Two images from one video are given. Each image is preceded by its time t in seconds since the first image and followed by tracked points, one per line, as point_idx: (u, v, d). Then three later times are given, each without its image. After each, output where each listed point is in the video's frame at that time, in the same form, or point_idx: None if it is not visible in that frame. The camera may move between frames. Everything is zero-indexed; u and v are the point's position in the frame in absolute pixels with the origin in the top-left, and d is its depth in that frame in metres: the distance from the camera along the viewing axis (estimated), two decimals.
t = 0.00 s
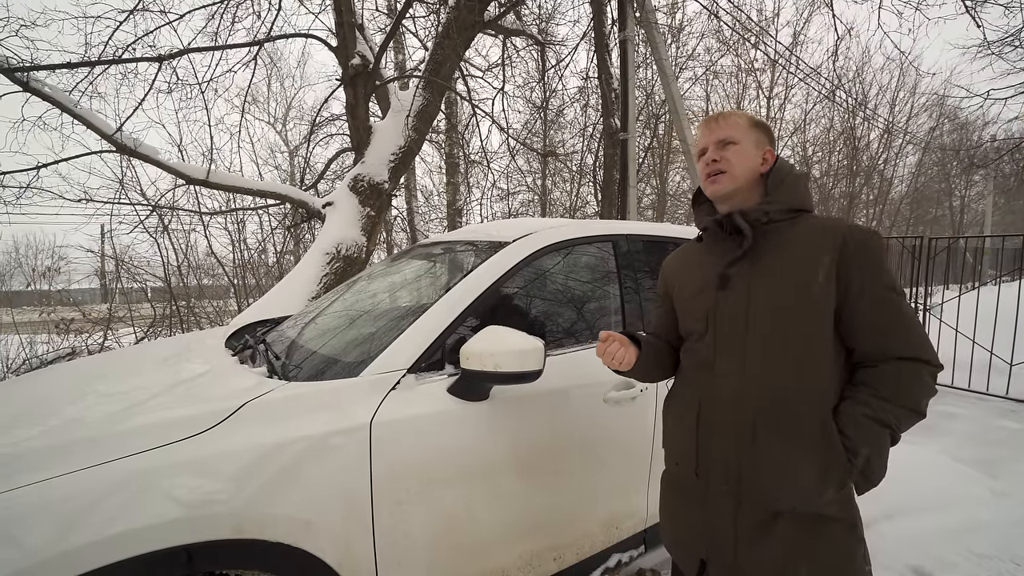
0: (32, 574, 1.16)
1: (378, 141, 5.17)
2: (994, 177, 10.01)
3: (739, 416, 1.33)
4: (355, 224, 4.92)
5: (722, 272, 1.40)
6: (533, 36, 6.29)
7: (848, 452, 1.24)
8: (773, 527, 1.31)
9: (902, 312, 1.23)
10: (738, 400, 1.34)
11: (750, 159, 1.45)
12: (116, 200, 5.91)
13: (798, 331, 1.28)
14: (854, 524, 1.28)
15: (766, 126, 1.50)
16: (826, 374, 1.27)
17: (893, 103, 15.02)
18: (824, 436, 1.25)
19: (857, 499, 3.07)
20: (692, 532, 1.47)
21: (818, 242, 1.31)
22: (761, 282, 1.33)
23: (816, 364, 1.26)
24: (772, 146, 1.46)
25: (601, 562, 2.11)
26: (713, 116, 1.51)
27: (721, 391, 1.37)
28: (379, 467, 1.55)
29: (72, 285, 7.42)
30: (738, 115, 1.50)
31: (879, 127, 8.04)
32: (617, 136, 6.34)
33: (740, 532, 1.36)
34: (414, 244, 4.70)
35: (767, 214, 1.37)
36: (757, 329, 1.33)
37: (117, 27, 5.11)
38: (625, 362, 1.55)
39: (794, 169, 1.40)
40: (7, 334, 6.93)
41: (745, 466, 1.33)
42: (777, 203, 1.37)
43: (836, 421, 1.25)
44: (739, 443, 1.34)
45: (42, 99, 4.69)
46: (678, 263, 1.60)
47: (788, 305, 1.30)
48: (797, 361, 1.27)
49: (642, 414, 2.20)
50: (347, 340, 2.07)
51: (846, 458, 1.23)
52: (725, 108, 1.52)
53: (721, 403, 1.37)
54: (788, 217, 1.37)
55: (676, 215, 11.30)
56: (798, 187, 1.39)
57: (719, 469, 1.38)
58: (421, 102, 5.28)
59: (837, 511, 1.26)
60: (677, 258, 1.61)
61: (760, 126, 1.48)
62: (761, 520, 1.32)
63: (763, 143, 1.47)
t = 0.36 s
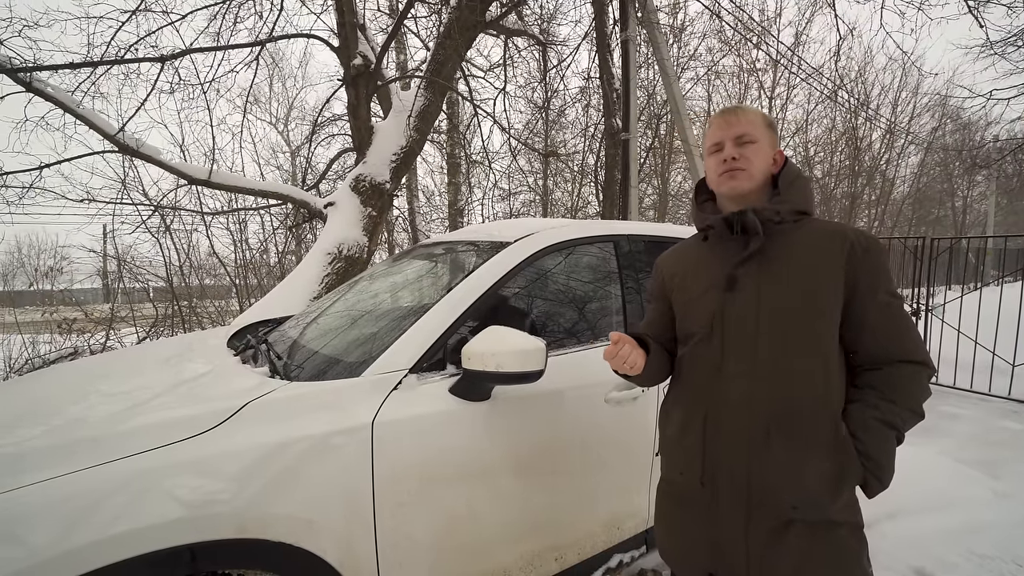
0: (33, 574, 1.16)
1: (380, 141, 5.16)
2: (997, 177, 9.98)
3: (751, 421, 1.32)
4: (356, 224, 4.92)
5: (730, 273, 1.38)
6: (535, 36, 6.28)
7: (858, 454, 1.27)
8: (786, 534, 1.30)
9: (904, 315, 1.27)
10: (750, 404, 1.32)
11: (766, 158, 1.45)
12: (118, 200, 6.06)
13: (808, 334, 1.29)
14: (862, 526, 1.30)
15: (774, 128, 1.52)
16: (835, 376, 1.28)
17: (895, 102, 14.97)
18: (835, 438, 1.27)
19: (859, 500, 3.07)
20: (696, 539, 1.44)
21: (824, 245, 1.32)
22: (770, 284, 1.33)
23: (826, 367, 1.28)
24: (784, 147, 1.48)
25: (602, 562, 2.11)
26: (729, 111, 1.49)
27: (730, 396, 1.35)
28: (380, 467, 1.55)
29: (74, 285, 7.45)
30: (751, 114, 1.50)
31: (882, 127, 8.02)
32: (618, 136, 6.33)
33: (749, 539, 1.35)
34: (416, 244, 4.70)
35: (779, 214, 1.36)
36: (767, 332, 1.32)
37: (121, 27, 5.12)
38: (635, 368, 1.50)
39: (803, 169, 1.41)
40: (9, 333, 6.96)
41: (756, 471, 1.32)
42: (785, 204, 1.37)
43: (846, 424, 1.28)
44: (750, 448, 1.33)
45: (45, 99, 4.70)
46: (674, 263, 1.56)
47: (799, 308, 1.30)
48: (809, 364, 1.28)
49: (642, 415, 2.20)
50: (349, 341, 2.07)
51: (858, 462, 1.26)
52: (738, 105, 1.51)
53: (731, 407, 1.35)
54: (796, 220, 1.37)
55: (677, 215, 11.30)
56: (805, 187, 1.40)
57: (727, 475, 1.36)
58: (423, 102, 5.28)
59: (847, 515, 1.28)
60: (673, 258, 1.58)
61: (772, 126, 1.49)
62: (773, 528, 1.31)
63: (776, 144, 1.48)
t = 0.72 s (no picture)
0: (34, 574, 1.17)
1: (380, 141, 5.17)
2: (998, 177, 9.98)
3: (759, 421, 1.33)
4: (357, 225, 4.93)
5: (732, 274, 1.38)
6: (535, 36, 6.28)
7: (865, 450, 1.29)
8: (798, 533, 1.31)
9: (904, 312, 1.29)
10: (758, 405, 1.32)
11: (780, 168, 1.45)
12: (120, 200, 6.06)
13: (814, 334, 1.30)
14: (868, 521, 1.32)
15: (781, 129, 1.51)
16: (840, 374, 1.29)
17: (896, 103, 14.97)
18: (844, 436, 1.28)
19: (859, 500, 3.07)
20: (704, 541, 1.44)
21: (826, 244, 1.33)
22: (775, 285, 1.33)
23: (831, 365, 1.29)
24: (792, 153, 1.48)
25: (603, 561, 2.12)
26: (749, 114, 1.43)
27: (737, 396, 1.35)
28: (383, 466, 1.56)
29: (75, 285, 7.46)
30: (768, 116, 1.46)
31: (882, 128, 8.03)
32: (619, 136, 6.33)
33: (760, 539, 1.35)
34: (416, 244, 4.70)
35: (780, 216, 1.37)
36: (774, 332, 1.32)
37: (122, 28, 4.96)
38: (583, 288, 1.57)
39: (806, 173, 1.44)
40: (11, 333, 6.97)
41: (766, 471, 1.33)
42: (788, 206, 1.37)
43: (853, 422, 1.29)
44: (759, 448, 1.33)
45: (46, 100, 4.70)
46: (669, 262, 1.56)
47: (805, 308, 1.30)
48: (815, 364, 1.29)
49: (642, 414, 2.20)
50: (350, 341, 2.08)
51: (866, 458, 1.28)
52: (756, 106, 1.45)
53: (739, 408, 1.35)
54: (795, 220, 1.38)
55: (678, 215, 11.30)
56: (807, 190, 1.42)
57: (737, 476, 1.37)
58: (423, 102, 5.28)
59: (855, 511, 1.30)
60: (669, 256, 1.57)
61: (784, 131, 1.47)
62: (786, 527, 1.32)
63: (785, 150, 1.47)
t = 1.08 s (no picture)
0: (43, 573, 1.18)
1: (381, 142, 5.18)
2: (997, 178, 10.00)
3: (760, 419, 1.34)
4: (358, 225, 4.94)
5: (738, 274, 1.39)
6: (535, 36, 6.29)
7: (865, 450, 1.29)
8: (795, 531, 1.31)
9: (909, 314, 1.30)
10: (759, 404, 1.34)
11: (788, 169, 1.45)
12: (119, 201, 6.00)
13: (816, 334, 1.30)
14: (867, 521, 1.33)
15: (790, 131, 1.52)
16: (842, 374, 1.30)
17: (895, 103, 14.99)
18: (843, 435, 1.29)
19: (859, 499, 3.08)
20: (704, 537, 1.46)
21: (831, 245, 1.34)
22: (779, 285, 1.34)
23: (833, 365, 1.30)
24: (802, 154, 1.49)
25: (605, 560, 2.13)
26: (757, 115, 1.44)
27: (739, 396, 1.36)
28: (389, 465, 1.57)
29: (75, 286, 7.46)
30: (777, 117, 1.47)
31: (881, 128, 8.05)
32: (619, 136, 6.35)
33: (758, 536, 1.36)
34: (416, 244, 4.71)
35: (787, 219, 1.37)
36: (776, 332, 1.33)
37: (122, 29, 4.90)
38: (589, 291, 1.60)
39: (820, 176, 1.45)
40: (11, 334, 6.97)
41: (766, 469, 1.34)
42: (793, 208, 1.38)
43: (853, 422, 1.30)
44: (760, 447, 1.34)
45: (48, 101, 4.71)
46: (676, 262, 1.57)
47: (807, 308, 1.31)
48: (817, 363, 1.30)
49: (643, 414, 2.21)
50: (353, 341, 2.09)
51: (866, 458, 1.29)
52: (764, 107, 1.46)
53: (740, 406, 1.36)
54: (802, 221, 1.38)
55: (677, 215, 11.32)
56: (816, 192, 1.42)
57: (738, 475, 1.38)
58: (424, 103, 5.29)
59: (853, 510, 1.30)
60: (677, 257, 1.58)
61: (793, 132, 1.48)
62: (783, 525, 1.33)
63: (794, 151, 1.48)
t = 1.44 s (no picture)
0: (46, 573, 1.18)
1: (381, 142, 5.18)
2: (995, 178, 10.03)
3: (757, 418, 1.35)
4: (358, 225, 4.94)
5: (738, 274, 1.41)
6: (535, 37, 6.30)
7: (862, 451, 1.29)
8: (789, 529, 1.32)
9: (912, 315, 1.29)
10: (756, 403, 1.35)
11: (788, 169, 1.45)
12: (118, 201, 6.05)
13: (815, 334, 1.31)
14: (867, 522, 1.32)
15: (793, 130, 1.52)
16: (842, 375, 1.30)
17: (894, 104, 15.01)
18: (840, 436, 1.29)
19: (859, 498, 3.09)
20: (703, 533, 1.48)
21: (832, 245, 1.33)
22: (779, 286, 1.35)
23: (832, 365, 1.30)
24: (803, 153, 1.48)
25: (606, 560, 2.13)
26: (754, 116, 1.45)
27: (738, 394, 1.38)
28: (390, 464, 1.57)
29: (74, 286, 7.45)
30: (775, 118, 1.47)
31: (880, 129, 8.06)
32: (618, 137, 6.36)
33: (754, 532, 1.38)
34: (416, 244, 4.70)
35: (785, 220, 1.37)
36: (774, 331, 1.34)
37: (122, 29, 4.91)
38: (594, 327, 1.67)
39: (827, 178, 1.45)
40: (10, 334, 6.96)
41: (761, 468, 1.35)
42: (794, 208, 1.38)
43: (851, 422, 1.30)
44: (757, 445, 1.35)
45: (48, 101, 4.71)
46: (683, 262, 1.60)
47: (806, 309, 1.32)
48: (814, 363, 1.30)
49: (645, 414, 2.21)
50: (354, 341, 2.09)
51: (863, 458, 1.29)
52: (761, 108, 1.47)
53: (737, 405, 1.38)
54: (803, 221, 1.39)
55: (677, 215, 11.33)
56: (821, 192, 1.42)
57: (735, 472, 1.40)
58: (424, 103, 5.29)
59: (852, 511, 1.30)
60: (684, 257, 1.60)
61: (793, 131, 1.48)
62: (777, 522, 1.34)
63: (795, 150, 1.48)
